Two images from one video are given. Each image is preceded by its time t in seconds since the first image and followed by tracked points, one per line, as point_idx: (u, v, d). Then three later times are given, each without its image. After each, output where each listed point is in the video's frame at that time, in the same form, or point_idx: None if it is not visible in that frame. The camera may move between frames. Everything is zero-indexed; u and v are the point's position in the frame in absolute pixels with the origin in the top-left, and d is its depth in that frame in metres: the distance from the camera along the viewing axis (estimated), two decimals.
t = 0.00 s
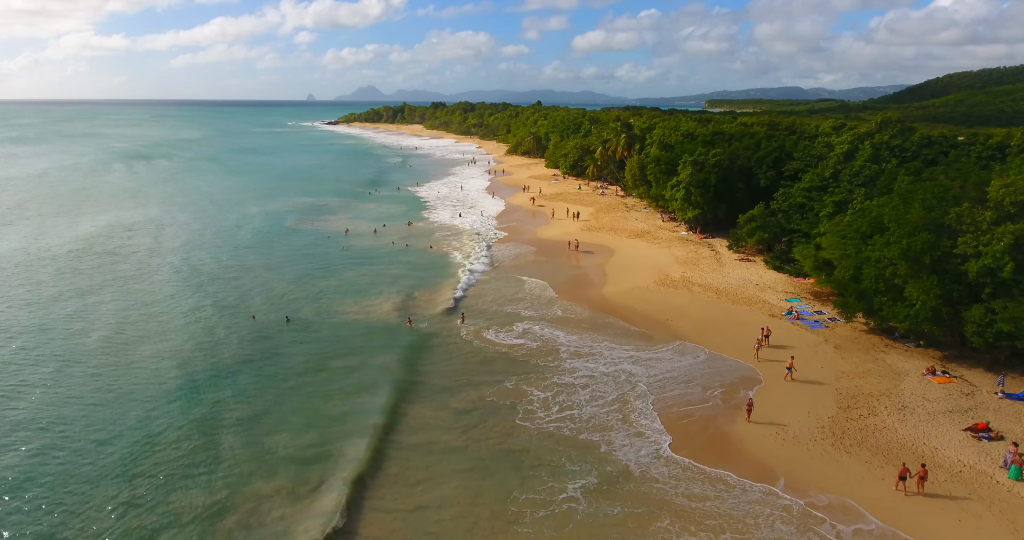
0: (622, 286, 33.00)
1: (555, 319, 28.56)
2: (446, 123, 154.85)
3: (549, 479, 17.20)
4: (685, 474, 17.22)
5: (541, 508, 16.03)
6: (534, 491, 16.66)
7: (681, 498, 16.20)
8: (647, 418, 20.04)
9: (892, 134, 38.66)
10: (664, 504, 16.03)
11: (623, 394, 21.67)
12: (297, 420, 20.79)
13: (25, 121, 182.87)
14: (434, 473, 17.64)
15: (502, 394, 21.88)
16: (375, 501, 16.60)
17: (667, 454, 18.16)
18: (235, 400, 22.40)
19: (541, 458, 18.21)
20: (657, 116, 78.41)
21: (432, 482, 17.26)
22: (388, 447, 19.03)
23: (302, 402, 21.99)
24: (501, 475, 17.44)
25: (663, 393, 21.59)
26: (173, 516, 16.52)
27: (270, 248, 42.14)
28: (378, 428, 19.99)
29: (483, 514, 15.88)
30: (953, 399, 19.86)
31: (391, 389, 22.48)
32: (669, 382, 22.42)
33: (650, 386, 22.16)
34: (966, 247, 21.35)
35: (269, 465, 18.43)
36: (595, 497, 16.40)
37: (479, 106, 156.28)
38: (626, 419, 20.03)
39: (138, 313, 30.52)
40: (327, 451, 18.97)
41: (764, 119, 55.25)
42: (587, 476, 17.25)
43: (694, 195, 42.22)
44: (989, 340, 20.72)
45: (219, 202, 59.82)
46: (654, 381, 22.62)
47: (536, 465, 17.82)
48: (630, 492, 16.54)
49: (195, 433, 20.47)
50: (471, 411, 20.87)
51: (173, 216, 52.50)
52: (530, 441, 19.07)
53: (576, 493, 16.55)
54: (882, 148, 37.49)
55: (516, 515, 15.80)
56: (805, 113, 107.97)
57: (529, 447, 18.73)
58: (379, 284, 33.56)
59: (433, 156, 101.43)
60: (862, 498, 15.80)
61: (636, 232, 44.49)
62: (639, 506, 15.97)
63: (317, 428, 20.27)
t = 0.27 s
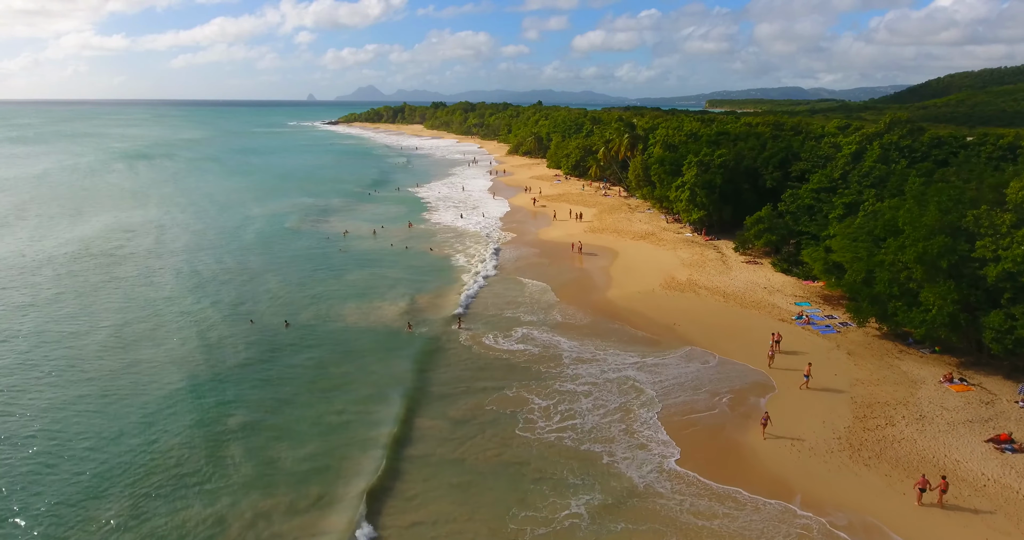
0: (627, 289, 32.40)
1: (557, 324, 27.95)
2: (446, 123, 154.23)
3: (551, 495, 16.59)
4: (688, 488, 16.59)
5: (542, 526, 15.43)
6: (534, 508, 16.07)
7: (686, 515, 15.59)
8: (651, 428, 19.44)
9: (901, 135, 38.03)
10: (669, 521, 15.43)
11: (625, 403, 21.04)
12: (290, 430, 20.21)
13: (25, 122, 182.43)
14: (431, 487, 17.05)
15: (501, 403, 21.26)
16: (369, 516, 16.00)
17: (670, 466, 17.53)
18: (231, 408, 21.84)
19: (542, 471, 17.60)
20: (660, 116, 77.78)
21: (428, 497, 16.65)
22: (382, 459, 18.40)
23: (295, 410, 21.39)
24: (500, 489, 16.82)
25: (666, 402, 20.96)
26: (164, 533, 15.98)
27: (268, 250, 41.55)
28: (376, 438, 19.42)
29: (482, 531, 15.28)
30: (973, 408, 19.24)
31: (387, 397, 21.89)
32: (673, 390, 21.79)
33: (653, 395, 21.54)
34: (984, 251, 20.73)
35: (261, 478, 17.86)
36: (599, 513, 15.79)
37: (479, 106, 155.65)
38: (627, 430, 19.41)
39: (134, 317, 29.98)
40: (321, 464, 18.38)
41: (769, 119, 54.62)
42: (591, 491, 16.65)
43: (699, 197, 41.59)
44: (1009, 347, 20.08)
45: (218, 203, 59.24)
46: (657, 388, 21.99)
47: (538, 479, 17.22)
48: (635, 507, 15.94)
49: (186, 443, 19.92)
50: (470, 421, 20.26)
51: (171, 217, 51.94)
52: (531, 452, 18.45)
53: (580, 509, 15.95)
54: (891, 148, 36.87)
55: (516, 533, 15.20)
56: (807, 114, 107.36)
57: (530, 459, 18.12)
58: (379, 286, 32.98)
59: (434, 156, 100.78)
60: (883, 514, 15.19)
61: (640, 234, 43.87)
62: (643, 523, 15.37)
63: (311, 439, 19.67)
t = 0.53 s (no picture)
0: (632, 293, 31.75)
1: (561, 329, 27.32)
2: (447, 123, 153.60)
3: (553, 512, 15.93)
4: (692, 506, 15.88)
5: None
6: (536, 526, 15.41)
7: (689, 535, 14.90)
8: (655, 440, 18.78)
9: (911, 135, 37.37)
10: None
11: (627, 413, 20.38)
12: (283, 442, 19.63)
13: (25, 121, 182.20)
14: (429, 504, 16.39)
15: (500, 413, 20.60)
16: (363, 533, 15.38)
17: (673, 482, 16.85)
18: (227, 419, 21.24)
19: (543, 486, 16.93)
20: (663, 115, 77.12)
21: (423, 514, 16.02)
22: (376, 474, 17.80)
23: (291, 422, 20.79)
24: (500, 505, 16.19)
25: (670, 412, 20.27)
26: None
27: (267, 252, 40.93)
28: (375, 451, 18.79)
29: None
30: (994, 418, 18.58)
31: (383, 407, 21.30)
32: (678, 399, 21.12)
33: (657, 403, 20.87)
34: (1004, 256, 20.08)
35: (253, 494, 17.28)
36: (605, 533, 15.14)
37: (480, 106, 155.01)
38: (628, 442, 18.74)
39: (129, 321, 29.37)
40: (313, 477, 17.80)
41: (775, 119, 53.95)
42: (595, 509, 15.99)
43: (705, 198, 40.95)
44: None
45: (217, 203, 58.62)
46: (662, 397, 21.32)
47: (538, 495, 16.54)
48: (639, 527, 15.27)
49: (177, 455, 19.36)
50: (467, 433, 19.60)
51: (168, 218, 51.32)
52: (530, 466, 17.79)
53: (584, 528, 15.29)
54: (901, 149, 36.19)
55: None
56: (808, 113, 106.68)
57: (531, 473, 17.46)
58: (379, 290, 32.36)
59: (434, 156, 100.13)
60: (905, 532, 14.54)
61: (644, 236, 43.22)
62: None
63: (306, 451, 19.05)
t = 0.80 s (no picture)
0: (637, 296, 31.16)
1: (564, 335, 26.74)
2: (448, 123, 152.99)
3: (552, 529, 15.31)
4: (695, 525, 15.27)
5: None
6: None
7: None
8: (656, 452, 18.19)
9: (920, 136, 36.70)
10: None
11: (626, 423, 19.77)
12: (278, 454, 19.08)
13: (25, 122, 181.76)
14: (425, 520, 15.79)
15: (496, 423, 20.01)
16: None
17: (677, 497, 16.23)
18: (222, 428, 20.70)
19: (541, 501, 16.31)
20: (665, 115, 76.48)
21: (418, 529, 15.43)
22: (374, 488, 17.24)
23: (288, 432, 20.24)
24: (499, 521, 15.58)
25: (672, 423, 19.64)
26: None
27: (265, 254, 40.38)
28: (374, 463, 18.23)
29: None
30: (1015, 429, 17.96)
31: (381, 417, 20.72)
32: (681, 408, 20.51)
33: (658, 413, 20.26)
34: None
35: (247, 509, 16.73)
36: None
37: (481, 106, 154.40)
38: (626, 454, 18.13)
39: (124, 325, 28.85)
40: (310, 491, 17.25)
41: (779, 119, 53.28)
42: (596, 525, 15.39)
43: (710, 199, 40.35)
44: None
45: (215, 204, 58.09)
46: (665, 406, 20.70)
47: (538, 510, 15.93)
48: None
49: (170, 466, 18.83)
50: (466, 444, 19.01)
51: (166, 220, 50.79)
52: (529, 479, 17.19)
53: None
54: (910, 149, 35.54)
55: None
56: (808, 113, 106.04)
57: (528, 487, 16.85)
58: (379, 294, 31.79)
59: (435, 157, 99.51)
60: None
61: (648, 238, 42.62)
62: None
63: (302, 463, 18.50)
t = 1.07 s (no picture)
0: (642, 301, 30.48)
1: (568, 342, 25.94)
2: (448, 123, 152.29)
3: None
4: None
5: None
6: None
7: None
8: (658, 468, 17.45)
9: (931, 136, 35.97)
10: None
11: (627, 436, 19.04)
12: (272, 469, 18.39)
13: (24, 122, 181.22)
14: None
15: (493, 436, 19.31)
16: None
17: (681, 518, 15.51)
18: (219, 442, 20.06)
19: (541, 521, 15.56)
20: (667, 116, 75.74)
21: None
22: (371, 505, 16.54)
23: (282, 446, 19.55)
24: None
25: (675, 436, 18.91)
26: None
27: (264, 256, 39.72)
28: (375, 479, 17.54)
29: None
30: None
31: (378, 429, 20.02)
32: (685, 419, 19.77)
33: (661, 425, 19.53)
34: None
35: (240, 527, 16.04)
36: None
37: (481, 106, 153.71)
38: (624, 471, 17.38)
39: (120, 331, 28.21)
40: (304, 509, 16.55)
41: (785, 119, 52.55)
42: None
43: (716, 201, 39.75)
44: None
45: (214, 206, 57.43)
46: (669, 418, 19.96)
47: (539, 531, 15.21)
48: None
49: (164, 481, 18.19)
50: (467, 457, 18.30)
51: (163, 221, 50.13)
52: (528, 497, 16.45)
53: None
54: (922, 150, 34.81)
55: None
56: (809, 113, 105.38)
57: (528, 506, 16.13)
58: (380, 297, 31.15)
59: (435, 157, 98.82)
60: None
61: (652, 240, 41.93)
62: None
63: (301, 478, 17.81)
